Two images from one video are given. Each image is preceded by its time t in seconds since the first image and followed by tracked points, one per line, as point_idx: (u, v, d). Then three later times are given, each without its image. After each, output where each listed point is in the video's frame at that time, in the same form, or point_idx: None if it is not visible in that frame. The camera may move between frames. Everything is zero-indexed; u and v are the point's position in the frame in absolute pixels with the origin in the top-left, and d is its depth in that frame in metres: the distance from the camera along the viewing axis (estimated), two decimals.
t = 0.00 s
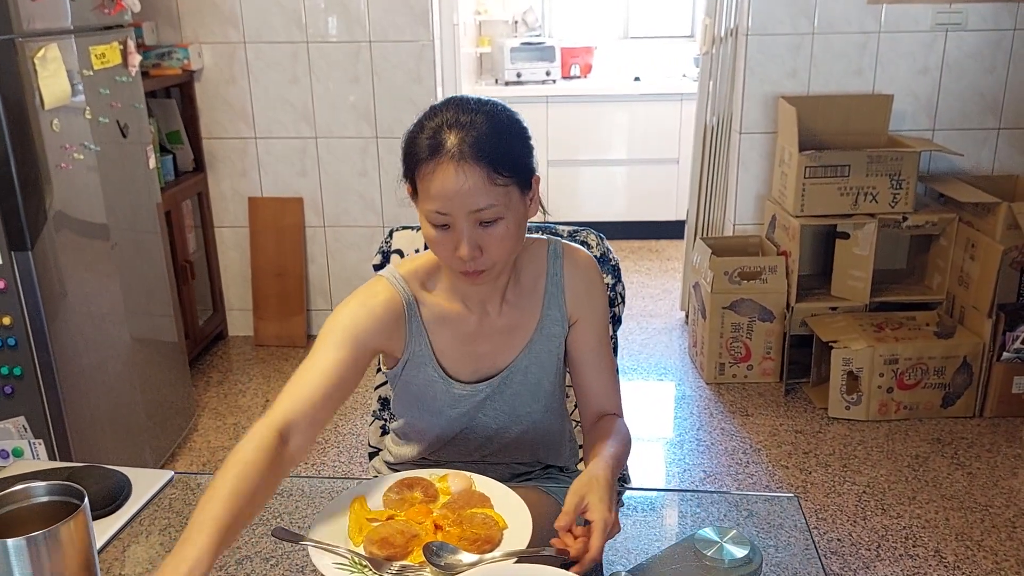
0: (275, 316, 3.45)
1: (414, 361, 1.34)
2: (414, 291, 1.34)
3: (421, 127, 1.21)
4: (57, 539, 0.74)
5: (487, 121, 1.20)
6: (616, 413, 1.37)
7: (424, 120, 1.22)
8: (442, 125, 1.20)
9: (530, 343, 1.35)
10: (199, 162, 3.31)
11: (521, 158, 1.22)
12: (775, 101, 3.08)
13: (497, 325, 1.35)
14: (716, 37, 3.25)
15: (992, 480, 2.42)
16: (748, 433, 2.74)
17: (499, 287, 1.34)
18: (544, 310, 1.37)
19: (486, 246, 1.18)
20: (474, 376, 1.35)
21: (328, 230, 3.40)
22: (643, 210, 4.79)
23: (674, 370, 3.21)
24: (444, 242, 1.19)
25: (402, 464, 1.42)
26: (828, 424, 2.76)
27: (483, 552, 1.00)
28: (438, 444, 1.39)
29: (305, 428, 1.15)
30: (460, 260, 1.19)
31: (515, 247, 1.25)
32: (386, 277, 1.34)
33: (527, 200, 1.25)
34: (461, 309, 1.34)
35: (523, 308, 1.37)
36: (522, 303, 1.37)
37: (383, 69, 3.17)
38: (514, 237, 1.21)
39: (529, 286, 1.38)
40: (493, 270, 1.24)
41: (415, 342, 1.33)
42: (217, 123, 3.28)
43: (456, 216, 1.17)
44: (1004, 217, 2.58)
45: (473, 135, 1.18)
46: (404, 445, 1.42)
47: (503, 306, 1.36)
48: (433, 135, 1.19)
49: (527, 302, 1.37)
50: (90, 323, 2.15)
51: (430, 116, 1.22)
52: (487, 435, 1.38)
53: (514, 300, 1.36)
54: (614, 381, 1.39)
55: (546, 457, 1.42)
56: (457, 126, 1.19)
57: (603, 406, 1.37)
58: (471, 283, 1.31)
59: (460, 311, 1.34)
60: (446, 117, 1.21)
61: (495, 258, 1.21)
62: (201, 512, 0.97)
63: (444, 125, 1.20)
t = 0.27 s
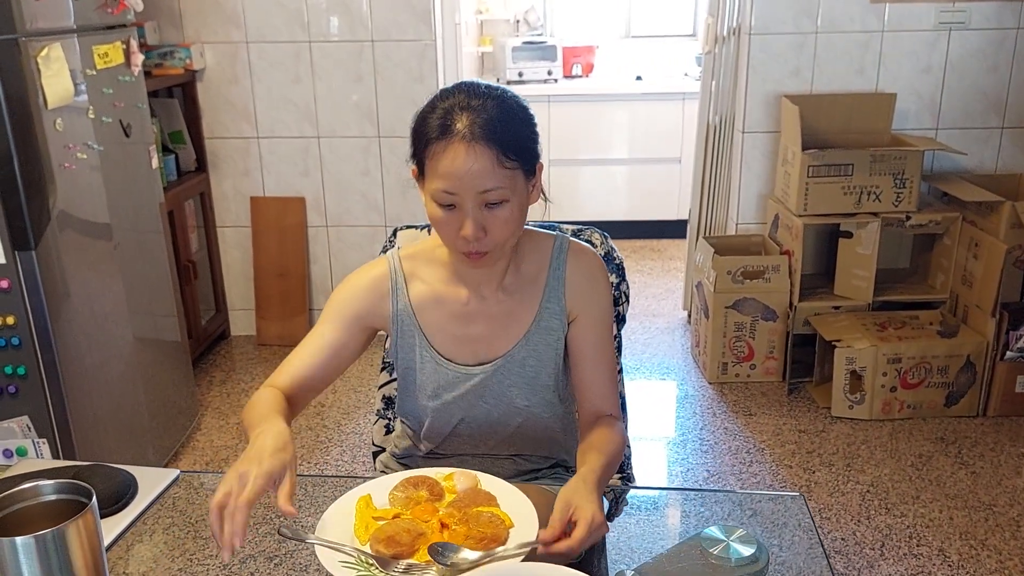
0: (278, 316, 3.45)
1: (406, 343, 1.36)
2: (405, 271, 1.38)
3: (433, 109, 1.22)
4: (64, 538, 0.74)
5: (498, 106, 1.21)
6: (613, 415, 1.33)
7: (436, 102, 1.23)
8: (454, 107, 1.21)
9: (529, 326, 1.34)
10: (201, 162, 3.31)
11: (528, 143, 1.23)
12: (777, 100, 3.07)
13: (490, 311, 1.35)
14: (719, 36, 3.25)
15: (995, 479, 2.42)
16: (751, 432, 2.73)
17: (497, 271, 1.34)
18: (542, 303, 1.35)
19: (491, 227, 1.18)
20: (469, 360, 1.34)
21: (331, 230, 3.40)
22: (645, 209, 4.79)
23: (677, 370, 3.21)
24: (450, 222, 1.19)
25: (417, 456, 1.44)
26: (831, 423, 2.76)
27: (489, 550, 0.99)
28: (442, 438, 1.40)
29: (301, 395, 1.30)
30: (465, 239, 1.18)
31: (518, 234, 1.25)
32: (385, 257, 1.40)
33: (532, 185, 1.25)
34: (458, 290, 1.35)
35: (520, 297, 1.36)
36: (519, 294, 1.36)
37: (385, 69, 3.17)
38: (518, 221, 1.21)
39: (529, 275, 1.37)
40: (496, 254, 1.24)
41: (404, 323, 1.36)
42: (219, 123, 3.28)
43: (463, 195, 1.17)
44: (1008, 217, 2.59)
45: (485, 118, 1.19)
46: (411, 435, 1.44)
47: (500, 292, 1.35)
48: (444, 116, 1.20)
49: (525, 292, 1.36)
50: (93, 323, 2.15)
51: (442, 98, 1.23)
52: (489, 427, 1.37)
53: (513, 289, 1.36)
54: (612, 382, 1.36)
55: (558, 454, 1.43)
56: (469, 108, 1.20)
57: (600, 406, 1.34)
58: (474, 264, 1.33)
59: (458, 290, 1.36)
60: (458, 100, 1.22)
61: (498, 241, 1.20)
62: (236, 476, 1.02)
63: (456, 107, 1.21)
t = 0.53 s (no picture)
0: (278, 314, 3.44)
1: (403, 333, 1.37)
2: (401, 262, 1.38)
3: (428, 93, 1.23)
4: (66, 534, 0.73)
5: (493, 89, 1.22)
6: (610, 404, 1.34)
7: (431, 86, 1.24)
8: (450, 91, 1.22)
9: (525, 317, 1.35)
10: (202, 160, 3.30)
11: (524, 126, 1.24)
12: (778, 99, 3.07)
13: (483, 299, 1.35)
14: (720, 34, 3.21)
15: (996, 478, 2.42)
16: (752, 430, 2.73)
17: (491, 259, 1.34)
18: (537, 293, 1.36)
19: (489, 210, 1.19)
20: (466, 351, 1.34)
21: (331, 228, 3.39)
22: (646, 208, 4.79)
23: (677, 368, 3.20)
24: (448, 206, 1.19)
25: (417, 453, 1.43)
26: (831, 422, 2.76)
27: (494, 548, 0.99)
28: (443, 431, 1.39)
29: (312, 396, 1.33)
30: (464, 223, 1.19)
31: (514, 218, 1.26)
32: (379, 251, 1.41)
33: (527, 168, 1.26)
34: (453, 279, 1.36)
35: (515, 287, 1.36)
36: (513, 283, 1.36)
37: (386, 67, 3.17)
38: (515, 203, 1.22)
39: (523, 264, 1.37)
40: (494, 238, 1.25)
41: (401, 314, 1.37)
42: (220, 121, 3.28)
43: (462, 179, 1.18)
44: (1009, 215, 2.58)
45: (481, 101, 1.20)
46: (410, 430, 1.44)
47: (494, 279, 1.36)
48: (440, 100, 1.21)
49: (519, 281, 1.36)
50: (93, 320, 2.15)
51: (437, 82, 1.23)
52: (488, 420, 1.37)
53: (507, 278, 1.36)
54: (608, 372, 1.37)
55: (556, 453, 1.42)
56: (465, 91, 1.21)
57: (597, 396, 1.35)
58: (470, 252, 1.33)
59: (453, 278, 1.36)
60: (454, 84, 1.22)
61: (496, 224, 1.21)
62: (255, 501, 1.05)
63: (452, 90, 1.21)
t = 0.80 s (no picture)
0: (279, 315, 3.44)
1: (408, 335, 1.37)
2: (406, 264, 1.39)
3: (434, 95, 1.24)
4: (68, 538, 0.74)
5: (500, 89, 1.24)
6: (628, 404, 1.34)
7: (438, 88, 1.25)
8: (457, 92, 1.23)
9: (530, 320, 1.35)
10: (202, 161, 3.31)
11: (531, 129, 1.25)
12: (778, 100, 3.08)
13: (487, 300, 1.36)
14: (720, 36, 3.25)
15: (996, 479, 2.42)
16: (752, 432, 2.74)
17: (497, 261, 1.35)
18: (543, 295, 1.36)
19: (499, 209, 1.20)
20: (470, 354, 1.35)
21: (331, 229, 3.39)
22: (645, 210, 4.79)
23: (677, 369, 3.21)
24: (458, 206, 1.20)
25: (419, 454, 1.43)
26: (831, 423, 2.76)
27: (494, 549, 1.00)
28: (444, 432, 1.40)
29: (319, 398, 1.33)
30: (474, 223, 1.20)
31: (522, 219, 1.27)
32: (383, 254, 1.41)
33: (535, 171, 1.27)
34: (458, 281, 1.36)
35: (519, 290, 1.36)
36: (519, 286, 1.36)
37: (386, 68, 3.17)
38: (525, 203, 1.23)
39: (529, 268, 1.38)
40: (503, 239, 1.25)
41: (406, 317, 1.37)
42: (220, 122, 3.28)
43: (471, 179, 1.19)
44: (1008, 217, 2.59)
45: (488, 101, 1.22)
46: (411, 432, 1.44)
47: (500, 283, 1.36)
48: (448, 101, 1.22)
49: (525, 284, 1.37)
50: (94, 322, 2.15)
51: (444, 84, 1.25)
52: (494, 424, 1.37)
53: (513, 280, 1.36)
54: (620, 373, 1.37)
55: (559, 455, 1.43)
56: (472, 92, 1.23)
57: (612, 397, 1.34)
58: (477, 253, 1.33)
59: (458, 280, 1.37)
60: (460, 85, 1.24)
61: (506, 224, 1.22)
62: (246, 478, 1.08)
63: (458, 92, 1.23)
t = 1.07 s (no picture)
0: (279, 315, 3.44)
1: (415, 335, 1.37)
2: (418, 263, 1.39)
3: (452, 98, 1.24)
4: (67, 539, 0.73)
5: (519, 94, 1.24)
6: (647, 413, 1.31)
7: (456, 91, 1.25)
8: (475, 96, 1.23)
9: (539, 327, 1.35)
10: (203, 160, 3.30)
11: (548, 134, 1.25)
12: (780, 101, 3.07)
13: (496, 307, 1.35)
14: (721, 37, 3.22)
15: (997, 482, 2.42)
16: (752, 433, 2.73)
17: (508, 267, 1.35)
18: (552, 304, 1.36)
19: (516, 214, 1.19)
20: (477, 359, 1.35)
21: (332, 228, 3.39)
22: (645, 210, 4.79)
23: (677, 370, 3.20)
24: (474, 211, 1.20)
25: (418, 456, 1.43)
26: (832, 424, 2.76)
27: (495, 550, 1.00)
28: (444, 435, 1.39)
29: (326, 392, 1.30)
30: (489, 228, 1.19)
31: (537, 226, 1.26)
32: (395, 251, 1.41)
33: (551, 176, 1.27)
34: (469, 285, 1.36)
35: (529, 298, 1.36)
36: (529, 294, 1.36)
37: (387, 68, 3.17)
38: (541, 210, 1.23)
39: (540, 276, 1.38)
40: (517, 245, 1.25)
41: (414, 317, 1.37)
42: (221, 120, 3.27)
43: (488, 183, 1.19)
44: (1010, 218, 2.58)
45: (507, 105, 1.21)
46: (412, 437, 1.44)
47: (509, 289, 1.36)
48: (466, 105, 1.22)
49: (536, 292, 1.36)
50: (94, 320, 2.15)
51: (462, 87, 1.25)
52: (495, 429, 1.37)
53: (524, 288, 1.36)
54: (636, 381, 1.35)
55: (560, 457, 1.42)
56: (490, 96, 1.23)
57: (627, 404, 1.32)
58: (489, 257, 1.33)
59: (468, 284, 1.36)
60: (479, 89, 1.24)
61: (522, 231, 1.21)
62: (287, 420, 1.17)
63: (477, 95, 1.23)
